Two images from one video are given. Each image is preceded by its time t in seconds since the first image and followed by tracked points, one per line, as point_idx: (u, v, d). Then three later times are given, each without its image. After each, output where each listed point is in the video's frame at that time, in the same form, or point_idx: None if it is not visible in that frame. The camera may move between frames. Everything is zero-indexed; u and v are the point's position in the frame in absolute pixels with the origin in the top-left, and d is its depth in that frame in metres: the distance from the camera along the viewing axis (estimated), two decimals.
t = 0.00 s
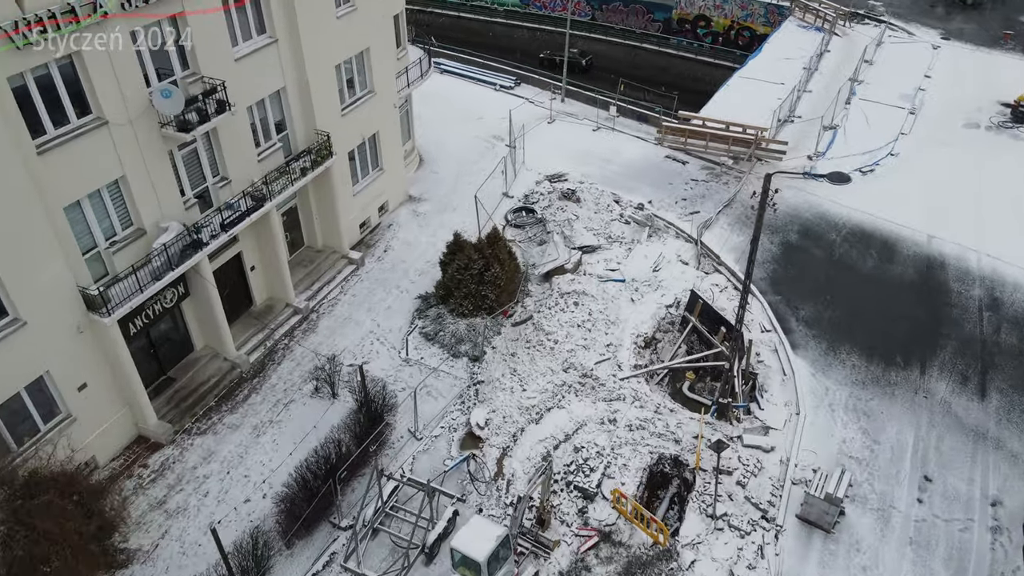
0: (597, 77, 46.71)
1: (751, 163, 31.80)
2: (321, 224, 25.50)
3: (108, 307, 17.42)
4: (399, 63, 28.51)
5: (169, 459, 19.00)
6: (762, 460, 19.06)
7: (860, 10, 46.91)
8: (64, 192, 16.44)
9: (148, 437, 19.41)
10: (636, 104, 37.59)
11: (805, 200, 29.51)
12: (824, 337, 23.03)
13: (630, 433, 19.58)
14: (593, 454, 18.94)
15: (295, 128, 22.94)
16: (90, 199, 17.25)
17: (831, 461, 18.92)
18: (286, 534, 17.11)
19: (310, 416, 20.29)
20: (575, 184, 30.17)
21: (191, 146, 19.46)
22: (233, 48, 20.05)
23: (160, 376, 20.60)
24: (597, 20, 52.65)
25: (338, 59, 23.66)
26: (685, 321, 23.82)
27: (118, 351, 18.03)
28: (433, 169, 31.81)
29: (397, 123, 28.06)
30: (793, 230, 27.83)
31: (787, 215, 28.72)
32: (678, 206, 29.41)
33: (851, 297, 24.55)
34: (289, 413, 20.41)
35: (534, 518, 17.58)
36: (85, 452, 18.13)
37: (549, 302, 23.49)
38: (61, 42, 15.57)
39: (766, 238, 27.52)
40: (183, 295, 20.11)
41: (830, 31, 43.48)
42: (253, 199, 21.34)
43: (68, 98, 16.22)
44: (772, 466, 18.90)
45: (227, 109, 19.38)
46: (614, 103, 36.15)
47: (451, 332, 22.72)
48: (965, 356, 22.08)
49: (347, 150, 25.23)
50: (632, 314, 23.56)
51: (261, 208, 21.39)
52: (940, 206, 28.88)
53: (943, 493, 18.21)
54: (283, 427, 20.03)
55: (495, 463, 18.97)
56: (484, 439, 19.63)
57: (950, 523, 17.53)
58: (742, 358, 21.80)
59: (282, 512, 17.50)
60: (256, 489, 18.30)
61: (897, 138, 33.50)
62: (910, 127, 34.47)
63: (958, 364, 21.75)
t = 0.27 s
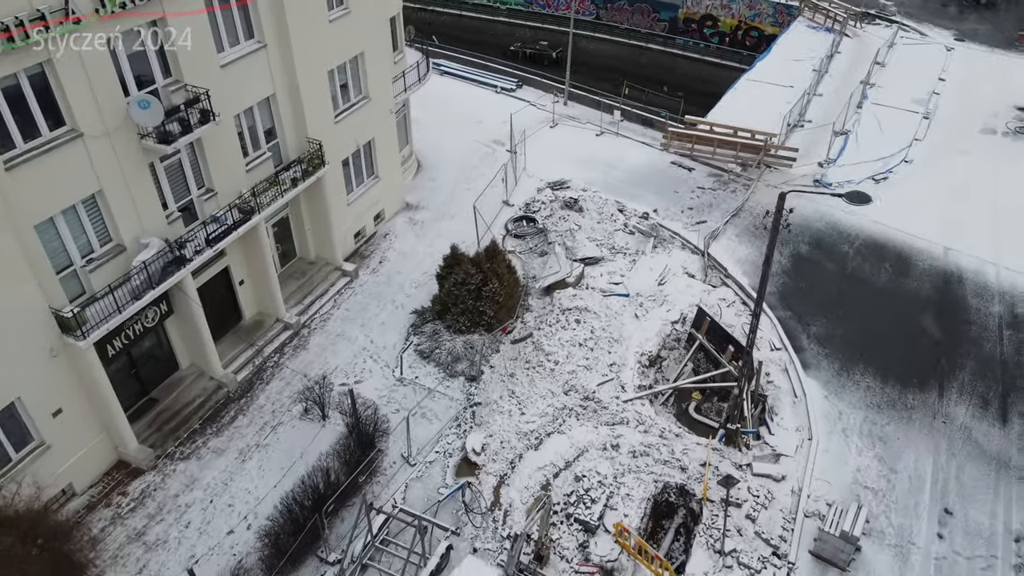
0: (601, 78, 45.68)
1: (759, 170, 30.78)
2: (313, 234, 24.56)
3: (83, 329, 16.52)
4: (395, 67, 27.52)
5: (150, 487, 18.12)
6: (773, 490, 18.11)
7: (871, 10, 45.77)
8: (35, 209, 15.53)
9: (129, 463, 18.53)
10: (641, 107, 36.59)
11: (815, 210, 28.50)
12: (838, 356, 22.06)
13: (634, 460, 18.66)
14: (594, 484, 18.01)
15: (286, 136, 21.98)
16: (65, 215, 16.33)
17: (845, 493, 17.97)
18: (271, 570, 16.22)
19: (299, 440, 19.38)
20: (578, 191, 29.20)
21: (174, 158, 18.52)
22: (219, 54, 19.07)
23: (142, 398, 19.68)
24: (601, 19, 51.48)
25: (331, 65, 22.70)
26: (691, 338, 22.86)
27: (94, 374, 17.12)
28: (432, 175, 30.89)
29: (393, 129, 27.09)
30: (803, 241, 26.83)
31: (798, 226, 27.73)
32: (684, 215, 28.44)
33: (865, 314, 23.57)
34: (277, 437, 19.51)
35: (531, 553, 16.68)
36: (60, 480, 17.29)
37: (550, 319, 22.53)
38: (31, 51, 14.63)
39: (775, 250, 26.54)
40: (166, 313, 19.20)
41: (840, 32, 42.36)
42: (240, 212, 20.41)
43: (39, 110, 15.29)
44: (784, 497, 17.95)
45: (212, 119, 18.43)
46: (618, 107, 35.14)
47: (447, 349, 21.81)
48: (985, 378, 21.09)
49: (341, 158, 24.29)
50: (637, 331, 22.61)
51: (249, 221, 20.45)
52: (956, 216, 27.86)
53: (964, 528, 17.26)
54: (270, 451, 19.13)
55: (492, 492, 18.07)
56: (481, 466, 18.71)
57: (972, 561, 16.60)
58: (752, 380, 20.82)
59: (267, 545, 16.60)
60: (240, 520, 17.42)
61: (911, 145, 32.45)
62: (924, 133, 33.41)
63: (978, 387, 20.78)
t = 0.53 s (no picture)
0: (603, 77, 44.69)
1: (765, 175, 29.82)
2: (303, 245, 23.66)
3: (54, 354, 15.66)
4: (389, 69, 26.57)
5: (128, 515, 17.32)
6: (780, 521, 17.26)
7: (880, 7, 44.65)
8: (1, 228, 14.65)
9: (106, 489, 17.74)
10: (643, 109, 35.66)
11: (823, 218, 27.58)
12: (848, 374, 21.18)
13: (635, 487, 17.82)
14: (593, 514, 17.19)
15: (273, 145, 21.08)
16: (34, 234, 15.45)
17: (857, 525, 17.11)
18: None
19: (284, 464, 18.55)
20: (578, 198, 28.30)
21: (153, 170, 17.64)
22: (200, 61, 18.15)
23: (121, 420, 18.86)
24: (603, 15, 50.45)
25: (320, 70, 21.77)
26: (695, 355, 21.97)
27: (66, 400, 16.28)
28: (428, 179, 29.99)
29: (387, 134, 26.16)
30: (811, 251, 25.92)
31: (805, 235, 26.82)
32: (688, 223, 27.53)
33: (876, 330, 22.69)
34: (262, 461, 18.68)
35: None
36: (32, 510, 16.60)
37: (548, 335, 21.67)
38: None
39: (782, 261, 25.63)
40: (146, 332, 18.35)
41: (849, 30, 41.29)
42: (224, 225, 19.52)
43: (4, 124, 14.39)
44: (791, 529, 17.10)
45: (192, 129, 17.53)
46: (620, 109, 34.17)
47: (441, 367, 20.96)
48: (1002, 400, 20.21)
49: (331, 166, 23.39)
50: (638, 347, 21.75)
51: (233, 234, 19.56)
52: (970, 225, 26.93)
53: (982, 563, 16.42)
54: (254, 476, 18.30)
55: (486, 522, 17.25)
56: (474, 493, 17.86)
57: None
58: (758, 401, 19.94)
59: None
60: (221, 552, 16.62)
61: (922, 149, 31.47)
62: (935, 136, 32.41)
63: (995, 410, 19.90)
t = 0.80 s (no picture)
0: (604, 71, 43.63)
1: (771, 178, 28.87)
2: (290, 253, 22.72)
3: (21, 379, 14.84)
4: (381, 69, 25.57)
5: (103, 544, 16.58)
6: (785, 551, 16.50)
7: None
8: None
9: (81, 515, 16.98)
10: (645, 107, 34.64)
11: (831, 223, 26.68)
12: (857, 391, 20.34)
13: (634, 514, 17.04)
14: (590, 545, 16.42)
15: (257, 151, 20.16)
16: None
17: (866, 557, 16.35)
18: None
19: (267, 488, 17.77)
20: (577, 202, 27.39)
21: (127, 182, 16.75)
22: (177, 66, 17.21)
23: (98, 441, 18.07)
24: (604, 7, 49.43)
25: (306, 72, 20.81)
26: (698, 370, 21.04)
27: (34, 427, 15.45)
28: (422, 181, 29.06)
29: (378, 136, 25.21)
30: (818, 258, 25.02)
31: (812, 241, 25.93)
32: (690, 228, 26.62)
33: (885, 343, 21.86)
34: (245, 484, 17.90)
35: None
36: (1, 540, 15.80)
37: (544, 350, 20.84)
38: None
39: (788, 268, 24.74)
40: (122, 351, 17.52)
41: (857, 23, 40.13)
42: (205, 237, 18.64)
43: None
44: (797, 560, 16.34)
45: (169, 139, 16.62)
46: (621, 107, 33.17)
47: (433, 384, 20.14)
48: (1018, 419, 19.40)
49: (319, 171, 22.47)
50: (638, 362, 20.92)
51: (215, 246, 18.68)
52: (983, 230, 26.03)
53: None
54: (236, 501, 17.52)
55: (478, 553, 16.47)
56: (466, 520, 17.07)
57: None
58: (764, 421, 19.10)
59: None
60: None
61: (933, 149, 30.49)
62: (946, 135, 31.42)
63: (1010, 431, 19.09)
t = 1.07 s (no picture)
0: (602, 60, 42.49)
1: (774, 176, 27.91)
2: (274, 259, 21.80)
3: None
4: (369, 64, 24.50)
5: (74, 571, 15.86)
6: None
7: None
8: None
9: (52, 541, 16.26)
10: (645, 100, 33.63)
11: (836, 224, 25.78)
12: (863, 405, 19.53)
13: (630, 540, 16.31)
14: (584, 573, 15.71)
15: (236, 154, 19.21)
16: None
17: None
18: None
19: (247, 510, 17.02)
20: (574, 202, 26.47)
21: (96, 191, 15.83)
22: (148, 67, 16.23)
23: (70, 461, 17.32)
24: None
25: (289, 70, 19.80)
26: (698, 383, 20.17)
27: None
28: (414, 178, 28.10)
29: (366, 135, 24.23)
30: (823, 262, 24.16)
31: (817, 243, 25.05)
32: (690, 229, 25.72)
33: (893, 353, 21.05)
34: (224, 506, 17.15)
35: None
36: None
37: (538, 362, 20.04)
38: None
39: (792, 272, 23.88)
40: (94, 368, 16.70)
41: (863, 12, 38.97)
42: (181, 246, 17.75)
43: None
44: None
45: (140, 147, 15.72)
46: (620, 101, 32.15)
47: (421, 397, 19.34)
48: None
49: (304, 174, 21.52)
50: (636, 374, 20.12)
51: (192, 257, 17.78)
52: (994, 232, 25.15)
53: None
54: (215, 525, 16.78)
55: None
56: (455, 545, 16.32)
57: None
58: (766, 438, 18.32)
59: None
60: None
61: (942, 145, 29.51)
62: (956, 130, 30.42)
63: None
